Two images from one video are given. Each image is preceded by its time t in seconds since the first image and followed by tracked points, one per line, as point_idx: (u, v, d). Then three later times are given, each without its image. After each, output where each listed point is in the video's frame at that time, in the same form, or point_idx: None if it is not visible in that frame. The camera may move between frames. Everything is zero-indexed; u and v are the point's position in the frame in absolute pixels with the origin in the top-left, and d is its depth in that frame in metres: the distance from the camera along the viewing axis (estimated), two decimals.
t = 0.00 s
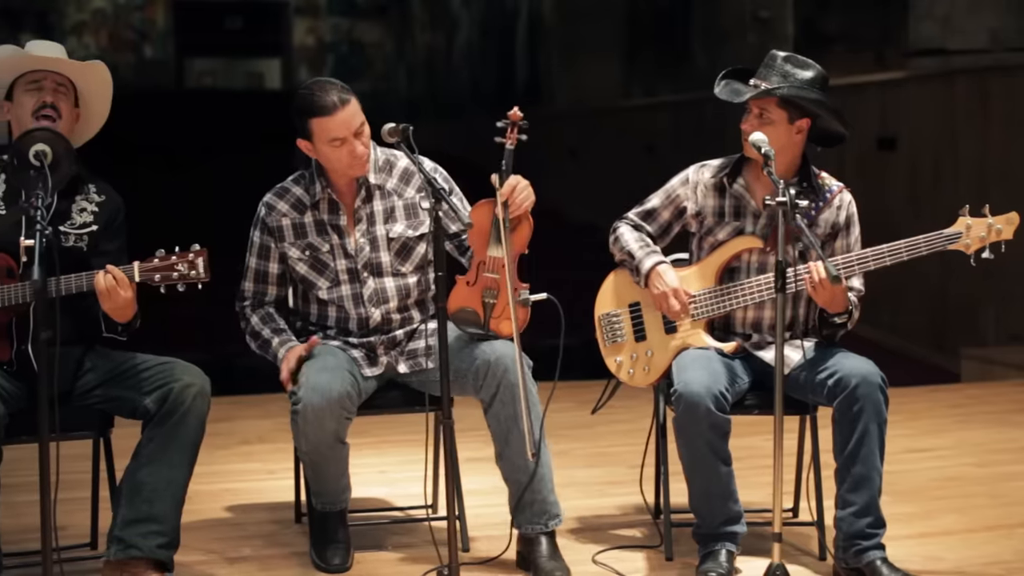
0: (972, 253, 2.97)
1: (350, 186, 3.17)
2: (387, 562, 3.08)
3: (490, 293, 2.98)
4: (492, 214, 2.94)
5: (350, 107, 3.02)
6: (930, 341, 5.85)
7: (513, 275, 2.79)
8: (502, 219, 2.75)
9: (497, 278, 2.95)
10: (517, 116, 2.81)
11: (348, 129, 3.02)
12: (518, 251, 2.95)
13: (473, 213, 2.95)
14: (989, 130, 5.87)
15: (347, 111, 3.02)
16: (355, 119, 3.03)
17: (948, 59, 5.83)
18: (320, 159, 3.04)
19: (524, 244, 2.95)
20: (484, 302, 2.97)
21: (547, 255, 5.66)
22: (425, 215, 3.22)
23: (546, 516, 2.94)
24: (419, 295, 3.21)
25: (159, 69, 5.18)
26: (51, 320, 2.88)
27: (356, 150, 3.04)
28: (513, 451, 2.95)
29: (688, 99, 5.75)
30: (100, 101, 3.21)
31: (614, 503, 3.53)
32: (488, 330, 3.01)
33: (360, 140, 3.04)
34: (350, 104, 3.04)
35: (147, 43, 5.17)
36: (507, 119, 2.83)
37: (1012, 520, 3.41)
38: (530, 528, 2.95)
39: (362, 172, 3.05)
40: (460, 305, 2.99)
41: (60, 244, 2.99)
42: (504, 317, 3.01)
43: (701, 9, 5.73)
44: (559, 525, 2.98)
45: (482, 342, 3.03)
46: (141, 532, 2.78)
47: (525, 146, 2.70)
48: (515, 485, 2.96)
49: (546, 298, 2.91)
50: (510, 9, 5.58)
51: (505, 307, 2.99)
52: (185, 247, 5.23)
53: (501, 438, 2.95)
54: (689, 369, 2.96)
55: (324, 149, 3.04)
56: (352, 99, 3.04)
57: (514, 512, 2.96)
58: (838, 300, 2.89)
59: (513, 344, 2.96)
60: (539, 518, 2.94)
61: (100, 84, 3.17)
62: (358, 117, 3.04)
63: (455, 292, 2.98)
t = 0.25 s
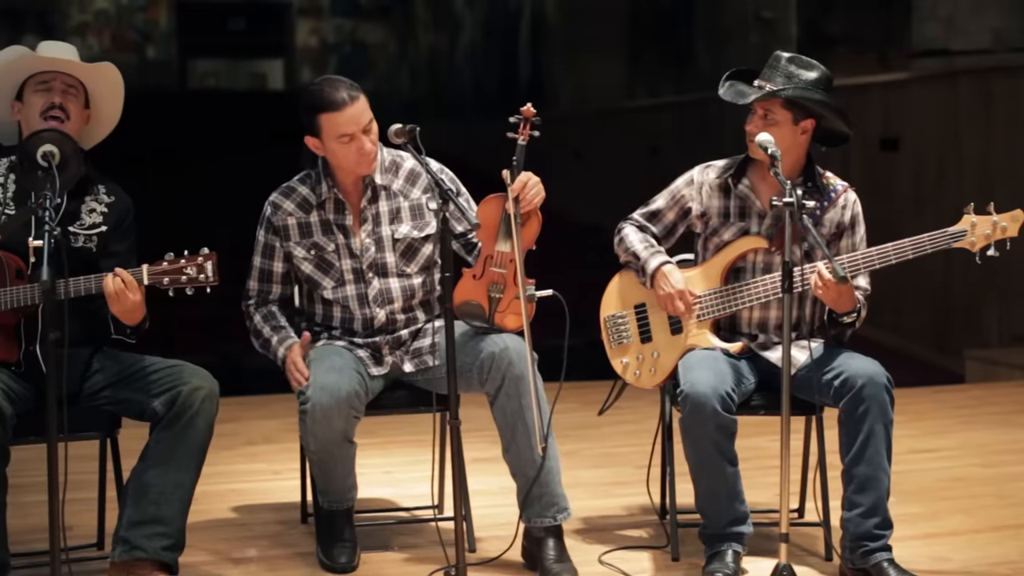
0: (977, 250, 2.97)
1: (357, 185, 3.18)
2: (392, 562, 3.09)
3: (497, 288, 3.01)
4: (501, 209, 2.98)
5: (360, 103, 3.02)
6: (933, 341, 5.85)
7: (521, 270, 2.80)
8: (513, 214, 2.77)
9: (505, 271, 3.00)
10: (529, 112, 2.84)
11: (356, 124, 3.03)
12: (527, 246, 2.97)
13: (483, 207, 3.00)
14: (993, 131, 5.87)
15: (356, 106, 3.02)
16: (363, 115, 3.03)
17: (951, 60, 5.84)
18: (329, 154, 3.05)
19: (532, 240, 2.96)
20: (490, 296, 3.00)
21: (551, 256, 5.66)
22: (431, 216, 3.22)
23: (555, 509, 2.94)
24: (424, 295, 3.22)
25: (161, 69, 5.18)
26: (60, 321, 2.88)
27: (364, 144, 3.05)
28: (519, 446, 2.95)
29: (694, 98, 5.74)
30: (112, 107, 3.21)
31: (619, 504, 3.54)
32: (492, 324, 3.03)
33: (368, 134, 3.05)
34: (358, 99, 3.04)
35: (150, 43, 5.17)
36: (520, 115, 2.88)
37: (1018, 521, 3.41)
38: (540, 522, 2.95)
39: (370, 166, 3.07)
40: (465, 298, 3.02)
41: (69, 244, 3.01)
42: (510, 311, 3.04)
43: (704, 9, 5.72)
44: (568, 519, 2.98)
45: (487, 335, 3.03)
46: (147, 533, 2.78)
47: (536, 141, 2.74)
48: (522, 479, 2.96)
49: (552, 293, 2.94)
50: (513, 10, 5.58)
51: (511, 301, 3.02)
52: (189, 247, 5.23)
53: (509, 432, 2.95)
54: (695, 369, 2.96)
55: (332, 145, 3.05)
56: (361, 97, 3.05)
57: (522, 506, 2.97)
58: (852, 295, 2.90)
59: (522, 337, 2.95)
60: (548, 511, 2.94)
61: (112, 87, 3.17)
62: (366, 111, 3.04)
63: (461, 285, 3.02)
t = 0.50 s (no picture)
0: (978, 244, 2.97)
1: (362, 182, 3.19)
2: (397, 561, 3.09)
3: (498, 284, 3.08)
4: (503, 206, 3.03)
5: (367, 85, 3.10)
6: (936, 341, 5.85)
7: (523, 266, 2.81)
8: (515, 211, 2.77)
9: (507, 268, 3.06)
10: (531, 110, 2.89)
11: (363, 108, 3.08)
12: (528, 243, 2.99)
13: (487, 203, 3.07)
14: (996, 131, 5.87)
15: (363, 92, 3.09)
16: (370, 100, 3.09)
17: (955, 59, 5.83)
18: (338, 139, 3.08)
19: (532, 237, 2.97)
20: (492, 293, 3.06)
21: (554, 256, 5.66)
22: (435, 215, 3.22)
23: (559, 505, 2.94)
24: (428, 294, 3.22)
25: (164, 70, 5.19)
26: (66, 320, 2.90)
27: (372, 127, 3.09)
28: (523, 440, 2.95)
29: (693, 99, 5.77)
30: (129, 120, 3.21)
31: (624, 503, 3.54)
32: (495, 321, 3.07)
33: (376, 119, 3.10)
34: (365, 86, 3.10)
35: (152, 44, 5.18)
36: (522, 114, 2.93)
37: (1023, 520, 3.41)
38: (544, 518, 2.95)
39: (380, 152, 3.09)
40: (468, 296, 3.07)
41: (74, 242, 3.00)
42: (511, 308, 3.09)
43: (707, 9, 5.74)
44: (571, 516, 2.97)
45: (489, 332, 3.02)
46: (154, 531, 2.78)
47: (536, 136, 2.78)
48: (527, 476, 2.96)
49: (555, 291, 2.93)
50: (515, 9, 5.58)
51: (513, 298, 3.08)
52: (193, 247, 5.24)
53: (512, 427, 2.95)
54: (700, 369, 2.96)
55: (340, 129, 3.08)
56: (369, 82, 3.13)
57: (526, 501, 2.97)
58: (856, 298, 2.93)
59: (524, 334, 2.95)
60: (552, 507, 2.94)
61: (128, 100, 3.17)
62: (372, 97, 3.11)
63: (463, 282, 3.08)
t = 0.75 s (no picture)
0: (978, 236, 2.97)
1: (369, 179, 3.20)
2: (401, 562, 3.09)
3: (502, 290, 3.02)
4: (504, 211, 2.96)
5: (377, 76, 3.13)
6: (938, 342, 5.85)
7: (524, 272, 2.79)
8: (514, 217, 2.75)
9: (509, 276, 3.00)
10: (528, 114, 2.81)
11: (372, 97, 3.09)
12: (529, 247, 2.97)
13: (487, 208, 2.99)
14: (996, 131, 5.87)
15: (373, 83, 3.11)
16: (380, 90, 3.11)
17: (956, 60, 5.84)
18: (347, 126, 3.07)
19: (533, 241, 2.96)
20: (495, 298, 3.02)
21: (556, 257, 5.67)
22: (441, 215, 3.24)
23: (561, 510, 2.94)
24: (433, 294, 3.22)
25: (165, 70, 5.19)
26: (73, 321, 2.90)
27: (381, 115, 3.09)
28: (526, 447, 2.96)
29: (695, 100, 5.77)
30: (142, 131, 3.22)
31: (627, 503, 3.54)
32: (499, 326, 3.06)
33: (383, 109, 3.10)
34: (374, 78, 3.13)
35: (154, 45, 5.18)
36: (518, 117, 2.86)
37: None
38: (547, 524, 2.95)
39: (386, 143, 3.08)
40: (472, 301, 3.04)
41: (82, 246, 3.02)
42: (515, 313, 3.06)
43: (709, 9, 5.73)
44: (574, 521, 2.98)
45: (495, 338, 3.04)
46: (157, 532, 2.79)
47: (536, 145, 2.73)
48: (528, 481, 2.96)
49: (558, 294, 2.92)
50: (517, 10, 5.57)
51: (516, 303, 3.04)
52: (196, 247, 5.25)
53: (515, 432, 2.96)
54: (705, 369, 2.97)
55: (349, 116, 3.09)
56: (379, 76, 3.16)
57: (527, 507, 2.97)
58: (852, 297, 2.94)
59: (528, 340, 2.95)
60: (554, 513, 2.94)
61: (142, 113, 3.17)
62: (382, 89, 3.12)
63: (467, 288, 3.03)
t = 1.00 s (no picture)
0: (979, 235, 2.97)
1: (380, 177, 3.20)
2: (404, 562, 3.09)
3: (505, 293, 2.97)
4: (507, 214, 2.91)
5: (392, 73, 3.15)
6: (940, 342, 5.85)
7: (528, 274, 2.82)
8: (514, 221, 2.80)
9: (513, 276, 2.95)
10: (529, 116, 2.82)
11: (388, 92, 3.11)
12: (532, 249, 2.94)
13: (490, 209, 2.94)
14: (998, 131, 5.87)
15: (390, 78, 3.13)
16: (396, 86, 3.13)
17: (957, 60, 5.84)
18: (363, 118, 3.08)
19: (537, 243, 2.94)
20: (499, 301, 2.97)
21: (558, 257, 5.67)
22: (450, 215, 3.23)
23: (554, 510, 2.97)
24: (440, 294, 3.22)
25: (166, 70, 5.20)
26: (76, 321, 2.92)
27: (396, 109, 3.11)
28: (524, 447, 2.97)
29: (698, 99, 5.75)
30: (147, 134, 3.23)
31: (629, 503, 3.55)
32: (503, 328, 3.02)
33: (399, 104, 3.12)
34: (391, 74, 3.15)
35: (155, 45, 5.18)
36: (519, 119, 2.86)
37: None
38: (541, 521, 2.98)
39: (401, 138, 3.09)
40: (476, 304, 2.99)
41: (87, 249, 3.02)
42: (520, 315, 3.01)
43: (710, 10, 5.73)
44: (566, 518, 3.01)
45: (498, 341, 3.02)
46: (161, 532, 2.79)
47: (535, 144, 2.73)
48: (525, 480, 2.98)
49: (560, 297, 2.93)
50: (518, 10, 5.58)
51: (520, 305, 2.99)
52: (197, 247, 5.25)
53: (515, 434, 2.96)
54: (707, 370, 2.97)
55: (365, 110, 3.10)
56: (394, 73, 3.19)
57: (524, 506, 2.98)
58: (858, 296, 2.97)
59: (533, 342, 2.96)
60: (548, 512, 2.97)
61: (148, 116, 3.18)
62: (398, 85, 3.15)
63: (471, 291, 2.99)
